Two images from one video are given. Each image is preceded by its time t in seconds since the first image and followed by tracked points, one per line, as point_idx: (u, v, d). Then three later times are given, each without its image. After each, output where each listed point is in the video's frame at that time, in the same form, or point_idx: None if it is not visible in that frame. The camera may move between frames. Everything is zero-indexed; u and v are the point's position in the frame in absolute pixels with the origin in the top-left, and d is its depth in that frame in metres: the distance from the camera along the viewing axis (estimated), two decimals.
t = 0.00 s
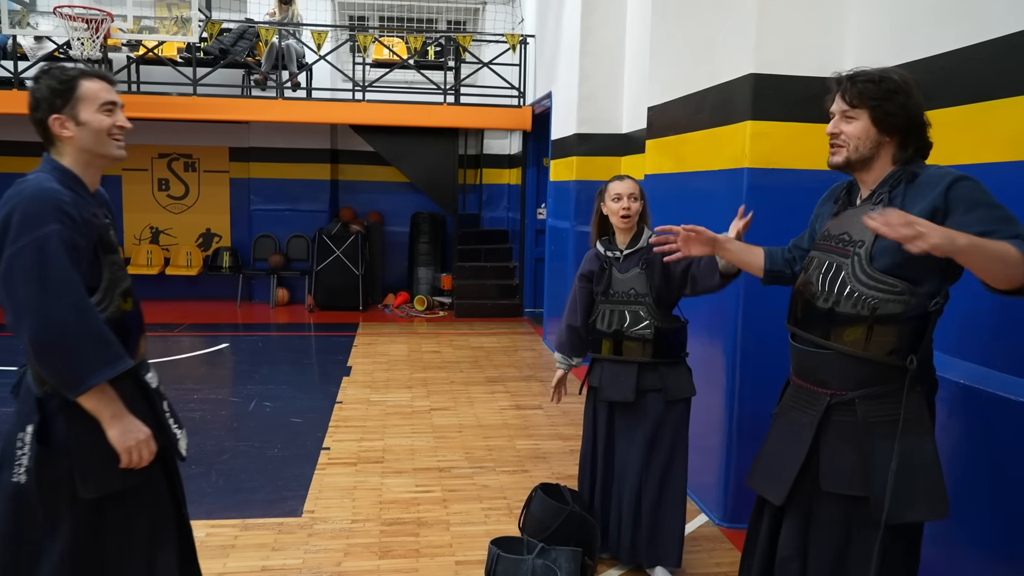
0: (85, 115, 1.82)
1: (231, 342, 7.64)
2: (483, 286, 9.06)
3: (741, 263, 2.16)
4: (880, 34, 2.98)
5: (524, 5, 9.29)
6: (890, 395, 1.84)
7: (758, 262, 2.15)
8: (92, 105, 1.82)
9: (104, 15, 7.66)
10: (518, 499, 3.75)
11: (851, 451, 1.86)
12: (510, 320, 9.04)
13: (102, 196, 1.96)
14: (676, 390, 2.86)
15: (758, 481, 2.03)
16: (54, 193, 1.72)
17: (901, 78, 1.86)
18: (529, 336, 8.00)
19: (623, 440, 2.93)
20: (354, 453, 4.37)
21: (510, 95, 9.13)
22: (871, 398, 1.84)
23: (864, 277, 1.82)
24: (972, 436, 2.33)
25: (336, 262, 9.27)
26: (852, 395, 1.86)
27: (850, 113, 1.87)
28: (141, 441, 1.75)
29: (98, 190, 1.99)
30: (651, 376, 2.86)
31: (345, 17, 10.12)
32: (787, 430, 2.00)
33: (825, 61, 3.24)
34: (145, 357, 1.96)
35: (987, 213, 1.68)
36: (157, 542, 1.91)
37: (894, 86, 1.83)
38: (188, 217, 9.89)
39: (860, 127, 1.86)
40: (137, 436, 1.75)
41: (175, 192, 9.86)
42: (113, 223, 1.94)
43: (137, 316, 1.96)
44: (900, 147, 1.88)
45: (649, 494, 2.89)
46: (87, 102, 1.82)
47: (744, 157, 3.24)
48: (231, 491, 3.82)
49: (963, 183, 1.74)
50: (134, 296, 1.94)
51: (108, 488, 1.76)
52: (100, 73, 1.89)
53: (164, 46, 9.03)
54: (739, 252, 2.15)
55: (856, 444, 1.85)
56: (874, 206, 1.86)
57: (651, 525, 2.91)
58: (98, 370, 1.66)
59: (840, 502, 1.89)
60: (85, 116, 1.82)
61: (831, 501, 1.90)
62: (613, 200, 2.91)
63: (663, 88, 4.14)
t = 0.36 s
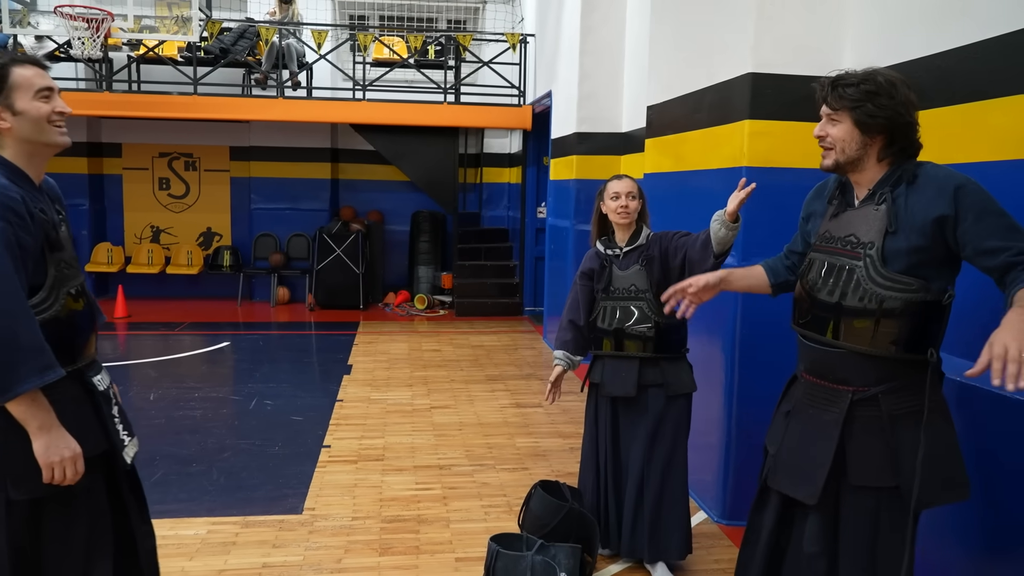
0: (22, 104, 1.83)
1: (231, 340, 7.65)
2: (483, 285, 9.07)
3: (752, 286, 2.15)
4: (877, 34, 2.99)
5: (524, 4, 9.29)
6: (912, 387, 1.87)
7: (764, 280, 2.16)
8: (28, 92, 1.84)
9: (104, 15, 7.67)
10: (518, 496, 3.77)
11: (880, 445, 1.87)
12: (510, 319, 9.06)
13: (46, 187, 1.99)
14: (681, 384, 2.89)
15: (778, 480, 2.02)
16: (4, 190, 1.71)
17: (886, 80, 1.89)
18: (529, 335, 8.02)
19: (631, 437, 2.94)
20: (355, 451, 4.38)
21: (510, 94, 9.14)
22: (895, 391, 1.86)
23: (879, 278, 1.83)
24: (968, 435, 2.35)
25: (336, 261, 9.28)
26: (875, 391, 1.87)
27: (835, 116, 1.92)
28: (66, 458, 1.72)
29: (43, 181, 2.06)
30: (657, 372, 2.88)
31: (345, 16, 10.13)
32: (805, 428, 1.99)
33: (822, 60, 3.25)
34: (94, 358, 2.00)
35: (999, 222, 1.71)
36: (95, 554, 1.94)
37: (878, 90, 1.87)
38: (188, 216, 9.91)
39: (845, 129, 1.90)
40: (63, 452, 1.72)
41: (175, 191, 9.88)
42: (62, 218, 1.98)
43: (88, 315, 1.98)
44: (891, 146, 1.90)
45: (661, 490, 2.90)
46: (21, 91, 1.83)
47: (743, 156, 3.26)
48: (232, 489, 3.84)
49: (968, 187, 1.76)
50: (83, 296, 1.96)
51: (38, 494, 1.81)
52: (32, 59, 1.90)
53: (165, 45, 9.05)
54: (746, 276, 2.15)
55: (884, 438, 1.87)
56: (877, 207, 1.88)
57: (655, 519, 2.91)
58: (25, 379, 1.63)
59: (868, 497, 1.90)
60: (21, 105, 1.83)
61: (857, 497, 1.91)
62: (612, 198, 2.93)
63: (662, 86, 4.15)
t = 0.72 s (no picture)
0: (27, 90, 1.90)
1: (258, 328, 7.78)
2: (507, 274, 9.11)
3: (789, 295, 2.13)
4: (903, 22, 2.95)
5: None
6: (924, 365, 1.88)
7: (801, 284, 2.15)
8: (32, 79, 1.91)
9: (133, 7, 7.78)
10: (539, 483, 3.81)
11: (892, 422, 1.89)
12: (533, 308, 9.08)
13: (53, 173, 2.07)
14: (699, 371, 2.91)
15: (799, 457, 2.06)
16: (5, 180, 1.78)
17: (890, 73, 1.91)
18: (552, 325, 8.04)
19: (646, 423, 2.96)
20: (378, 438, 4.45)
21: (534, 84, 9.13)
22: (908, 369, 1.88)
23: (890, 261, 1.86)
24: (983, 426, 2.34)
25: (361, 250, 9.36)
26: (887, 368, 1.90)
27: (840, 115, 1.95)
28: (68, 440, 1.81)
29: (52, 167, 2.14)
30: (675, 359, 2.90)
31: (370, 7, 10.18)
32: (822, 407, 2.02)
33: (845, 48, 3.22)
34: (102, 339, 2.10)
35: (1005, 211, 1.72)
36: (105, 525, 2.06)
37: (880, 85, 1.88)
38: (216, 205, 10.06)
39: (849, 128, 1.93)
40: (66, 434, 1.81)
41: (204, 181, 10.03)
42: (69, 206, 2.04)
43: (95, 300, 2.07)
44: (901, 137, 1.91)
45: (680, 476, 2.93)
46: (27, 77, 1.90)
47: (765, 145, 3.25)
48: (258, 473, 3.92)
49: (977, 175, 1.77)
50: (90, 282, 2.05)
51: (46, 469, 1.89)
52: (33, 48, 1.97)
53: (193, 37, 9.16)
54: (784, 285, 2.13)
55: (896, 415, 1.88)
56: (890, 195, 1.90)
57: (673, 505, 2.95)
58: (24, 361, 1.71)
59: (882, 474, 1.92)
60: (27, 91, 1.90)
61: (874, 474, 1.93)
62: (633, 187, 2.92)
63: (685, 75, 4.14)
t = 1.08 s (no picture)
0: (103, 95, 2.05)
1: (292, 311, 7.96)
2: (536, 265, 9.20)
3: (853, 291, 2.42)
4: (940, 22, 2.97)
5: None
6: (938, 348, 2.01)
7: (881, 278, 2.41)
8: (113, 90, 2.05)
9: None
10: (564, 468, 3.90)
11: (909, 400, 2.05)
12: (561, 299, 9.16)
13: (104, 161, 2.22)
14: (738, 360, 3.02)
15: (842, 433, 2.26)
16: (55, 156, 1.97)
17: (897, 85, 2.07)
18: (580, 316, 8.11)
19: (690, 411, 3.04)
20: (408, 420, 4.57)
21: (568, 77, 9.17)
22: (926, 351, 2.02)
23: (898, 254, 2.06)
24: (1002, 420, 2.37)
25: (394, 238, 9.50)
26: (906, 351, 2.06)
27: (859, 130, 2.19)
28: (101, 382, 1.98)
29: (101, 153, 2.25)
30: (716, 350, 2.99)
31: None
32: (862, 386, 2.22)
33: (881, 47, 3.25)
34: (137, 304, 2.22)
35: (984, 208, 1.87)
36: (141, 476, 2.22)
37: (881, 100, 2.07)
38: (252, 190, 10.26)
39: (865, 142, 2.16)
40: (100, 377, 1.98)
41: (241, 166, 10.24)
42: (117, 187, 2.19)
43: (134, 271, 2.19)
44: (911, 143, 2.07)
45: (717, 463, 3.00)
46: (109, 86, 2.05)
47: (797, 142, 3.29)
48: (293, 449, 4.07)
49: (964, 173, 1.92)
50: (131, 255, 2.17)
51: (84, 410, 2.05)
52: (132, 64, 2.11)
53: (235, 24, 9.34)
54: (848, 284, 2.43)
55: (912, 394, 2.04)
56: (904, 194, 2.10)
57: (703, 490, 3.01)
58: (65, 309, 1.91)
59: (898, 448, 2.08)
60: (102, 96, 2.05)
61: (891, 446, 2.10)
62: (673, 183, 2.96)
63: (720, 71, 4.18)
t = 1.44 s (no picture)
0: (96, 71, 2.07)
1: (284, 292, 7.99)
2: (527, 245, 9.25)
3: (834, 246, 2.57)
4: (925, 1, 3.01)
5: None
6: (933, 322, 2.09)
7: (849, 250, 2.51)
8: (103, 63, 2.07)
9: None
10: (558, 442, 3.98)
11: (904, 372, 2.13)
12: (552, 278, 9.22)
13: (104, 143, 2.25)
14: (729, 335, 3.09)
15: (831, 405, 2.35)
16: (56, 136, 2.00)
17: (894, 60, 2.11)
18: (572, 294, 8.18)
19: (684, 386, 3.10)
20: (404, 397, 4.64)
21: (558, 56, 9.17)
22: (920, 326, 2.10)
23: (895, 229, 2.12)
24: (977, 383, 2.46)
25: (385, 219, 9.51)
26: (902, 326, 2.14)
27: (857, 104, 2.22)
28: (106, 357, 2.02)
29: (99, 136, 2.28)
30: (707, 324, 3.06)
31: None
32: (852, 361, 2.29)
33: (868, 25, 3.29)
34: (138, 283, 2.27)
35: (983, 185, 1.94)
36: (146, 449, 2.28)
37: (879, 76, 2.10)
38: (242, 172, 10.23)
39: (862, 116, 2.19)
40: (104, 351, 2.03)
41: (230, 148, 10.20)
42: (116, 166, 2.23)
43: (134, 250, 2.25)
44: (908, 118, 2.11)
45: (709, 435, 3.10)
46: (99, 60, 2.07)
47: (785, 120, 3.34)
48: (291, 427, 4.13)
49: (964, 149, 1.98)
50: (132, 233, 2.23)
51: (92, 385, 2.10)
52: (113, 35, 2.13)
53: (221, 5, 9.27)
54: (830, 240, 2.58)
55: (908, 367, 2.13)
56: (900, 170, 2.15)
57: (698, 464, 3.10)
58: (70, 284, 1.96)
59: (894, 419, 2.16)
60: (96, 72, 2.07)
61: (884, 418, 2.18)
62: (665, 161, 2.99)
63: (710, 49, 4.22)
